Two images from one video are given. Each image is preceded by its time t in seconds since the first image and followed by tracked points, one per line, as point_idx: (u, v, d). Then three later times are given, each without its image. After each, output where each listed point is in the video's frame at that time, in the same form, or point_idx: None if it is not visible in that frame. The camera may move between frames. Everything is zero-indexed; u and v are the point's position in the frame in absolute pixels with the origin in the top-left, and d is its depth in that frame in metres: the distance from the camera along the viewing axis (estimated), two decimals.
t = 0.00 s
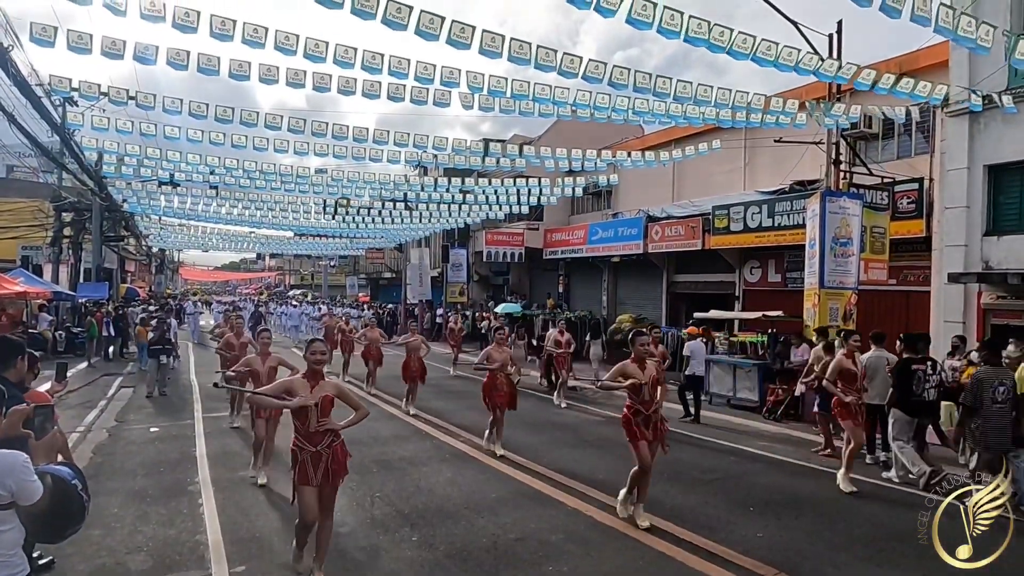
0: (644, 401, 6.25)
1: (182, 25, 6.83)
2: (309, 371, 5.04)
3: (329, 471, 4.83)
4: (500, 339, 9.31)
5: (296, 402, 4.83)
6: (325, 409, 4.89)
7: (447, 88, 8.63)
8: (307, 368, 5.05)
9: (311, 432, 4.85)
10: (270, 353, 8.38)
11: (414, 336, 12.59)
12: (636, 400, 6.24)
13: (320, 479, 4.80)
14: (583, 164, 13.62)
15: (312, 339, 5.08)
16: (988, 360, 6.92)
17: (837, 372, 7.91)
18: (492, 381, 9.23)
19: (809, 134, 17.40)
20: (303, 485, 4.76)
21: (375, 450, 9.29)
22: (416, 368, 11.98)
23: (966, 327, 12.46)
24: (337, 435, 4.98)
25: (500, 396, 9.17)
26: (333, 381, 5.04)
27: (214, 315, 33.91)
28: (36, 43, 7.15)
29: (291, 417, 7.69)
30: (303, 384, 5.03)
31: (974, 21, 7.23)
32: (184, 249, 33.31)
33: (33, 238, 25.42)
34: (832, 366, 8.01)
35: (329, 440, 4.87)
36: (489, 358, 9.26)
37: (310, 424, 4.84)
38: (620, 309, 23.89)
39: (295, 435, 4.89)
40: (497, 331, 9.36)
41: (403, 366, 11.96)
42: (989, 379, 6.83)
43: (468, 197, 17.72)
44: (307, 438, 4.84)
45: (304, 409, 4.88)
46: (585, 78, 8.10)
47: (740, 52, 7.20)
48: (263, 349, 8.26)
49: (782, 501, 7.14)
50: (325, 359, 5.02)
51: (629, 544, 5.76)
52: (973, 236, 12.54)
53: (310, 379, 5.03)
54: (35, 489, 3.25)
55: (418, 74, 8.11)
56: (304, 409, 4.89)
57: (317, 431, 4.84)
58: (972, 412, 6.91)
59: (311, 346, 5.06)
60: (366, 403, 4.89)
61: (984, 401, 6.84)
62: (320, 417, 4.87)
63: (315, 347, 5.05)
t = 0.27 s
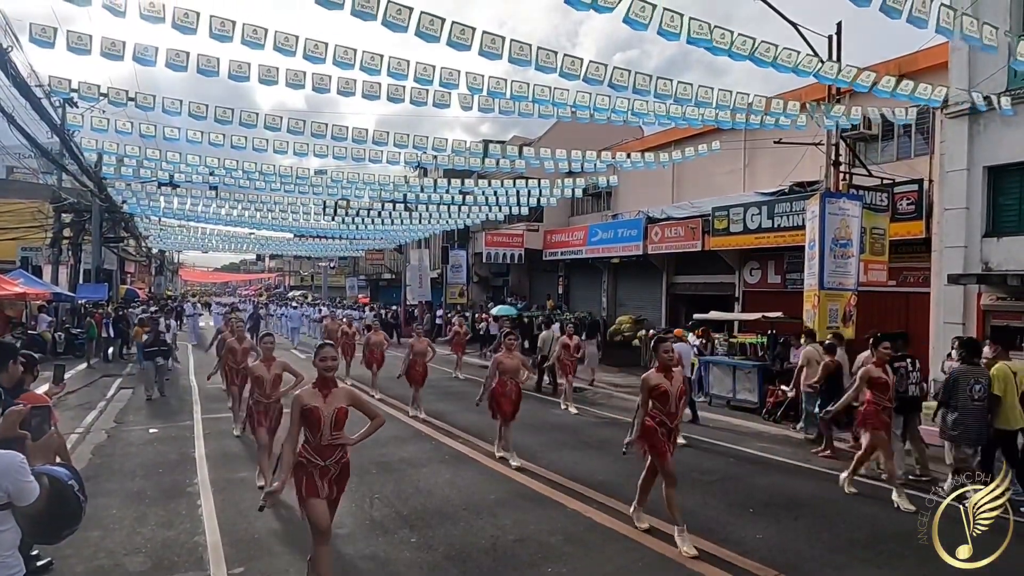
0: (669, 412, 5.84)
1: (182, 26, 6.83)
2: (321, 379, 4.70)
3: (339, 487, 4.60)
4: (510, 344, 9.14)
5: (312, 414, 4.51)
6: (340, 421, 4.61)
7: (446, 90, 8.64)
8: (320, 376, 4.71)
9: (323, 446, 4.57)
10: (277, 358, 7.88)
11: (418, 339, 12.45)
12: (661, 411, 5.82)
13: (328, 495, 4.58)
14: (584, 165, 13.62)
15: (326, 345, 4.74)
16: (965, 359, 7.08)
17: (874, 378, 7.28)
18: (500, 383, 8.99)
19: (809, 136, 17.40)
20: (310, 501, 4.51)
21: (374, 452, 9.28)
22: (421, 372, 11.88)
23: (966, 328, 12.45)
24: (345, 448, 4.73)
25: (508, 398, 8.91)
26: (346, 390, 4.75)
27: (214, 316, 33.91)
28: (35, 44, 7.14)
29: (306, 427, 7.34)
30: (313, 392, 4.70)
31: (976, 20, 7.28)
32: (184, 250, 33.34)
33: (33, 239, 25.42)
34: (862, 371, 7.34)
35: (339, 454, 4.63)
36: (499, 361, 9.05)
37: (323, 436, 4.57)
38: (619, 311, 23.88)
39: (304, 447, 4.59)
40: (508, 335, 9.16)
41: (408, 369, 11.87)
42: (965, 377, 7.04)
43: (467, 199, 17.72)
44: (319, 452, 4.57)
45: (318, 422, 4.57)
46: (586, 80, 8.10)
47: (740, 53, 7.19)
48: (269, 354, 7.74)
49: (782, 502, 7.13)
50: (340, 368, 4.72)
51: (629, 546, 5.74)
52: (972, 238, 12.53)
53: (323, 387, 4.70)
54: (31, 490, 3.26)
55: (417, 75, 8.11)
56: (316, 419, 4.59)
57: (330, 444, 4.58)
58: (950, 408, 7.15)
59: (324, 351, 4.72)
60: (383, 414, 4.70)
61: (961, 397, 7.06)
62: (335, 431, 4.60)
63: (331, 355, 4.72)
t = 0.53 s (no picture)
0: (696, 414, 5.58)
1: (181, 25, 6.82)
2: (333, 380, 4.40)
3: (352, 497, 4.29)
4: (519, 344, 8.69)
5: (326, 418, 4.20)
6: (354, 427, 4.31)
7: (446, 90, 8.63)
8: (331, 376, 4.41)
9: (335, 453, 4.26)
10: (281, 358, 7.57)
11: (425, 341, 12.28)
12: (687, 414, 5.54)
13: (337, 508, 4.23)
14: (583, 166, 13.62)
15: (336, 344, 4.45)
16: (944, 358, 7.17)
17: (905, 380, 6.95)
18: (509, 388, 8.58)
19: (809, 136, 17.38)
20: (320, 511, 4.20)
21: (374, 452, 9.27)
22: (427, 373, 11.76)
23: (966, 329, 12.45)
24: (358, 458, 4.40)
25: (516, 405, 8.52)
26: (359, 391, 4.45)
27: (214, 317, 33.90)
28: (35, 44, 7.14)
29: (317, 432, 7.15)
30: (324, 394, 4.39)
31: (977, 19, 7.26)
32: (183, 251, 33.32)
33: (33, 239, 25.41)
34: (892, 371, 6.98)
35: (351, 463, 4.30)
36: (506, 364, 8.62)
37: (336, 442, 4.26)
38: (619, 311, 23.87)
39: (314, 454, 4.26)
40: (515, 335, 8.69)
41: (413, 370, 11.78)
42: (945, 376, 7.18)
43: (468, 199, 17.70)
44: (330, 459, 4.25)
45: (331, 425, 4.27)
46: (587, 80, 8.10)
47: (741, 53, 7.19)
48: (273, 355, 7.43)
49: (782, 503, 7.12)
50: (352, 368, 4.44)
51: (628, 546, 5.74)
52: (972, 238, 12.53)
53: (334, 389, 4.40)
54: (27, 490, 3.24)
55: (417, 75, 8.10)
56: (330, 424, 4.28)
57: (344, 451, 4.28)
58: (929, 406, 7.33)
59: (335, 351, 4.42)
60: (399, 418, 4.45)
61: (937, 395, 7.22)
62: (349, 436, 4.30)
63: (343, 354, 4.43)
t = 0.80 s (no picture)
0: (726, 427, 5.29)
1: (181, 25, 6.81)
2: (339, 388, 4.04)
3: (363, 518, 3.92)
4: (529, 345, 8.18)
5: (323, 433, 3.86)
6: (358, 440, 3.93)
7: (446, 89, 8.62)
8: (337, 385, 4.05)
9: (341, 469, 3.91)
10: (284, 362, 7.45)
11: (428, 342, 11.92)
12: (715, 426, 5.30)
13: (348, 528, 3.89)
14: (583, 165, 13.61)
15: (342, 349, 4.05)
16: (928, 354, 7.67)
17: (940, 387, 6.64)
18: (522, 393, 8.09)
19: (809, 136, 17.38)
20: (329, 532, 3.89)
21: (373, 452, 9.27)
22: (434, 376, 11.56)
23: (965, 329, 12.45)
24: (373, 472, 4.03)
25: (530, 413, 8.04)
26: (366, 403, 4.08)
27: (213, 317, 33.89)
28: (34, 43, 7.13)
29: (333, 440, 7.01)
30: (328, 406, 4.06)
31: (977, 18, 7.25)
32: (183, 250, 33.28)
33: (32, 238, 25.38)
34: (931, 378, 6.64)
35: (362, 478, 3.94)
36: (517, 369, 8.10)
37: (339, 458, 3.90)
38: (619, 311, 23.86)
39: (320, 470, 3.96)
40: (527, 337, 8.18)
41: (418, 373, 11.61)
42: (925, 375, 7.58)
43: (467, 199, 17.68)
44: (336, 477, 3.92)
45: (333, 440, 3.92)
46: (588, 79, 8.10)
47: (741, 53, 7.19)
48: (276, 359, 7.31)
49: (782, 503, 7.11)
50: (360, 377, 4.04)
51: (627, 546, 5.73)
52: (971, 238, 12.53)
53: (340, 399, 4.04)
54: (24, 490, 3.23)
55: (417, 75, 8.09)
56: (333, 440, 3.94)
57: (349, 467, 3.91)
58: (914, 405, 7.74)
59: (341, 357, 4.03)
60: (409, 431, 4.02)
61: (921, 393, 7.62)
62: (353, 451, 3.92)
63: (347, 361, 4.03)
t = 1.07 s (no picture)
0: (765, 427, 5.29)
1: (180, 22, 6.80)
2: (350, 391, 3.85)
3: (374, 529, 3.69)
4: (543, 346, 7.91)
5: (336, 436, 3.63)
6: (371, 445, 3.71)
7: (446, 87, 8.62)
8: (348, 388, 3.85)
9: (353, 477, 3.67)
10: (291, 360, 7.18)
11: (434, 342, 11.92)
12: (755, 426, 5.27)
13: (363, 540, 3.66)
14: (583, 164, 13.60)
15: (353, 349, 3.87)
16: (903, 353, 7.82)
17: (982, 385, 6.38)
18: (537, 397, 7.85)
19: (809, 134, 17.37)
20: (339, 544, 3.65)
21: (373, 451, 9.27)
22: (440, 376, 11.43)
23: (965, 328, 12.44)
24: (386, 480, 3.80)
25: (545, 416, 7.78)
26: (379, 406, 3.88)
27: (214, 315, 33.89)
28: (33, 41, 7.12)
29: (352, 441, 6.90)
30: (338, 411, 3.83)
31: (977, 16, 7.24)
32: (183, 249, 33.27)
33: (32, 237, 25.36)
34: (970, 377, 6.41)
35: (375, 487, 3.70)
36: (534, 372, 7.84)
37: (351, 465, 3.66)
38: (619, 310, 23.85)
39: (330, 478, 3.73)
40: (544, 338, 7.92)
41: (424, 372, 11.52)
42: (905, 371, 7.78)
43: (467, 197, 17.66)
44: (348, 485, 3.68)
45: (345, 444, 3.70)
46: (588, 78, 8.09)
47: (741, 51, 7.18)
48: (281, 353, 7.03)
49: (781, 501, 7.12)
50: (372, 378, 3.84)
51: (626, 545, 5.74)
52: (971, 237, 12.52)
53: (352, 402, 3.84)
54: (23, 488, 3.24)
55: (416, 73, 8.08)
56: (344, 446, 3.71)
57: (360, 474, 3.67)
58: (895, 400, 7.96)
59: (351, 358, 3.84)
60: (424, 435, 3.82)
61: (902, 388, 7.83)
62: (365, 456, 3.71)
63: (359, 362, 3.83)
